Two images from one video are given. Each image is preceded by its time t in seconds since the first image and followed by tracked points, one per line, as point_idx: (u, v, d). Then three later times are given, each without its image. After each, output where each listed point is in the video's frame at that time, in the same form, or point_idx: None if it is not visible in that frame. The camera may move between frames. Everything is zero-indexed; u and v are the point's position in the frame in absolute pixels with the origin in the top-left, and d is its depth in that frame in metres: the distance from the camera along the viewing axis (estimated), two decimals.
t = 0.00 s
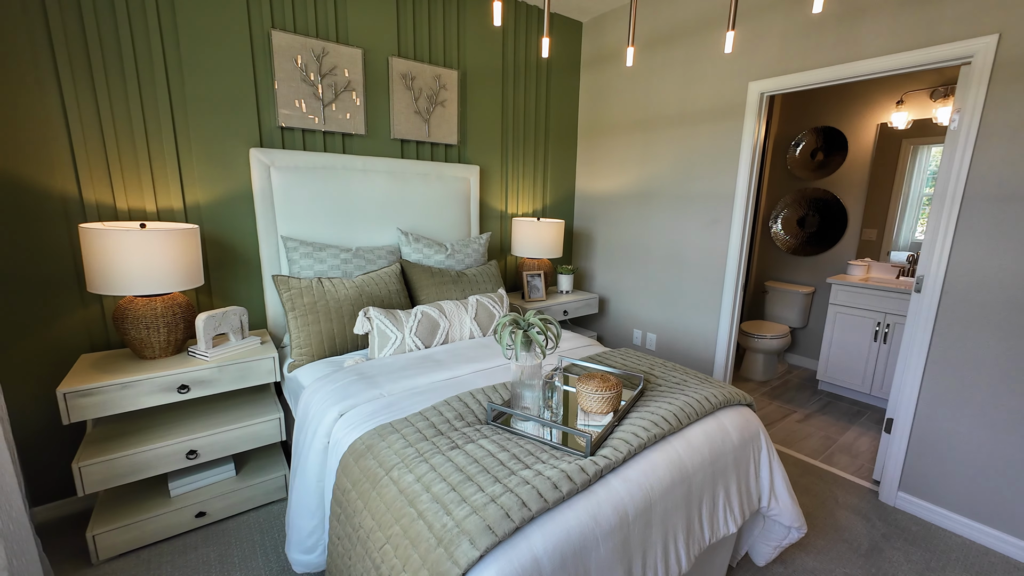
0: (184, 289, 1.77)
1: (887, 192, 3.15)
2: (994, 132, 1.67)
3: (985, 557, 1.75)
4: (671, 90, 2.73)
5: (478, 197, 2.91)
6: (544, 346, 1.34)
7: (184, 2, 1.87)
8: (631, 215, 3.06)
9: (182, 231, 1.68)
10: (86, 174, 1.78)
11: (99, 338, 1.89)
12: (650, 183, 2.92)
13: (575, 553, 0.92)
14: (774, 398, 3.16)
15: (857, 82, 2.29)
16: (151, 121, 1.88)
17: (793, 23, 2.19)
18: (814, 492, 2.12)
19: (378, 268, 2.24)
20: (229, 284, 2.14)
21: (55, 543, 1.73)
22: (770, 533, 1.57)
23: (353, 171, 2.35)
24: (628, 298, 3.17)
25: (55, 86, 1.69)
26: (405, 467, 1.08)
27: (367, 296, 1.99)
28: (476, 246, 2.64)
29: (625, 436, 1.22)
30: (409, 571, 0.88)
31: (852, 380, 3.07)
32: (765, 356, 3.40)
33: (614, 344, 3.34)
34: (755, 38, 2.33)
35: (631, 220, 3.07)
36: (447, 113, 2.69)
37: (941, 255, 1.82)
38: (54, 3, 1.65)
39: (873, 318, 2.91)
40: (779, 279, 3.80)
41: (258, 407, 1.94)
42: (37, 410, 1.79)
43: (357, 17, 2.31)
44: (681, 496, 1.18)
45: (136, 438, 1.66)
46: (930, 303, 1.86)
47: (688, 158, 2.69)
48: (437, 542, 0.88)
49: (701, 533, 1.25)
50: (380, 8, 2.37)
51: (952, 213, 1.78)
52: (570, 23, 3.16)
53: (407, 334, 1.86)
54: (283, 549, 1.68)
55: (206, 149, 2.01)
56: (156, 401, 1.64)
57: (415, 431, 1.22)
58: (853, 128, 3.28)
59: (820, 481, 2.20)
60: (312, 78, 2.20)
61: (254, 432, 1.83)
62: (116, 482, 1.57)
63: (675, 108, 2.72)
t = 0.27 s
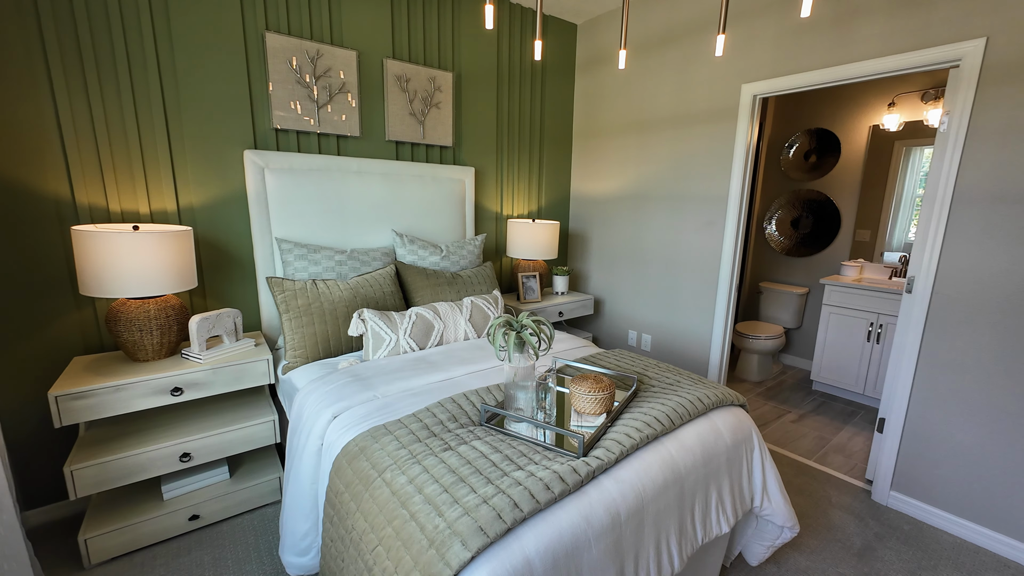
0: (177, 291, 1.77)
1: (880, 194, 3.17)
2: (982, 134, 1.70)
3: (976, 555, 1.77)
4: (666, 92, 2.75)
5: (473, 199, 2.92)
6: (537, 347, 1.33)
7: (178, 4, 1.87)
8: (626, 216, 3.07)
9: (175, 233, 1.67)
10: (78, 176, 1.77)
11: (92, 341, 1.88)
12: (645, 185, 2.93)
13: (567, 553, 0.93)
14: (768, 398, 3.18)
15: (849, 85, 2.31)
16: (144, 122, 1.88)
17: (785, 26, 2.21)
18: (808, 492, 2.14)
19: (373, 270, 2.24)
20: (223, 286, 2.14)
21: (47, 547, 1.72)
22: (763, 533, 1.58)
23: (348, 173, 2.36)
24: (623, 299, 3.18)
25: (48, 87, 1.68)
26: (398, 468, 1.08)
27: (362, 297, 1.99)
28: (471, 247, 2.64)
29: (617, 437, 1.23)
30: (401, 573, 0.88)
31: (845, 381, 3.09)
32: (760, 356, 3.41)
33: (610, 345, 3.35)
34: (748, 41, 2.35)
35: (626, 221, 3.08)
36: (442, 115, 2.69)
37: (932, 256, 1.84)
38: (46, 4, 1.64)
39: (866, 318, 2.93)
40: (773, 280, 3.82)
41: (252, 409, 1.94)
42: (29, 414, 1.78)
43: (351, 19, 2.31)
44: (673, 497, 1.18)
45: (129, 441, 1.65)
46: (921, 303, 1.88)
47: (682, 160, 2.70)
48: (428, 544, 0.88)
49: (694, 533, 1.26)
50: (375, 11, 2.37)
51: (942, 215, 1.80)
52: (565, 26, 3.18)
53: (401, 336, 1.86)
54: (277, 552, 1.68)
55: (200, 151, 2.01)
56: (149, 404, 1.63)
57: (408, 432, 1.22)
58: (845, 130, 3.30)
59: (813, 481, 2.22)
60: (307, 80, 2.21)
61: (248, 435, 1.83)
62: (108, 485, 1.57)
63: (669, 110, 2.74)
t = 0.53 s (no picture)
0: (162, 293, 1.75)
1: (864, 195, 3.22)
2: (960, 137, 1.73)
3: (958, 550, 1.80)
4: (654, 95, 2.77)
5: (463, 201, 2.92)
6: (524, 347, 1.34)
7: (162, 4, 1.85)
8: (616, 218, 3.09)
9: (158, 236, 1.65)
10: (59, 178, 1.74)
11: (74, 344, 1.85)
12: (634, 186, 2.95)
13: (553, 554, 0.93)
14: (756, 398, 3.21)
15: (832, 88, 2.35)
16: (127, 123, 1.85)
17: (769, 30, 2.24)
18: (794, 490, 2.16)
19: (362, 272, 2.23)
20: (209, 288, 2.11)
21: (27, 556, 1.68)
22: (749, 531, 1.59)
23: (336, 175, 2.34)
24: (613, 300, 3.20)
25: (27, 87, 1.65)
26: (384, 471, 1.08)
27: (350, 299, 1.98)
28: (461, 249, 2.64)
29: (604, 437, 1.23)
30: None
31: (831, 379, 3.14)
32: (748, 356, 3.45)
33: (600, 346, 3.36)
34: (734, 45, 2.38)
35: (616, 222, 3.10)
36: (431, 117, 2.69)
37: (912, 256, 1.87)
38: (25, 3, 1.62)
39: (851, 318, 2.97)
40: (760, 280, 3.87)
41: (239, 413, 1.92)
42: (8, 420, 1.74)
43: (339, 20, 2.30)
44: (659, 496, 1.19)
45: (112, 446, 1.63)
46: (902, 303, 1.92)
47: (670, 161, 2.73)
48: (414, 546, 0.88)
49: (680, 532, 1.27)
50: (363, 12, 2.37)
51: (922, 216, 1.83)
52: (554, 28, 3.19)
53: (390, 338, 1.85)
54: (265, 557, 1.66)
55: (185, 152, 1.99)
56: (133, 408, 1.61)
57: (395, 435, 1.22)
58: (830, 133, 3.35)
59: (800, 479, 2.24)
60: (294, 80, 2.19)
61: (235, 439, 1.80)
62: (90, 492, 1.54)
63: (657, 113, 2.76)
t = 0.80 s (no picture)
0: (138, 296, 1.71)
1: (843, 196, 3.29)
2: (931, 140, 1.79)
3: (932, 541, 1.85)
4: (638, 97, 2.80)
5: (449, 202, 2.91)
6: (508, 349, 1.35)
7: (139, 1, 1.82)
8: (601, 219, 3.12)
9: (138, 237, 1.63)
10: (31, 178, 1.70)
11: (47, 349, 1.81)
12: (619, 188, 2.98)
13: (536, 553, 0.93)
14: (740, 396, 3.26)
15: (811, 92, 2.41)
16: (103, 123, 1.81)
17: (749, 35, 2.28)
18: (776, 486, 2.20)
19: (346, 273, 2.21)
20: (189, 291, 2.08)
21: None
22: (732, 527, 1.62)
23: (320, 176, 2.32)
24: (599, 301, 3.22)
25: None
26: (367, 474, 1.07)
27: (334, 301, 1.96)
28: (447, 250, 2.63)
29: (588, 437, 1.24)
30: None
31: (812, 377, 3.20)
32: (732, 355, 3.50)
33: (586, 347, 3.38)
34: (715, 48, 2.42)
35: (601, 223, 3.12)
36: (416, 118, 2.68)
37: (887, 256, 1.93)
38: None
39: (831, 317, 3.04)
40: (744, 280, 3.93)
41: (220, 417, 1.89)
42: None
43: (322, 19, 2.29)
44: (642, 494, 1.20)
45: (87, 453, 1.59)
46: (878, 302, 1.97)
47: (654, 163, 2.76)
48: (396, 548, 0.88)
49: (663, 530, 1.28)
50: (347, 12, 2.35)
51: (896, 217, 1.89)
52: (539, 30, 3.21)
53: (375, 340, 1.84)
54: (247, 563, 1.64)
55: (164, 152, 1.95)
56: (109, 414, 1.57)
57: (379, 437, 1.21)
58: (810, 135, 3.43)
59: (781, 476, 2.28)
60: (277, 80, 2.17)
61: (216, 444, 1.77)
62: (65, 500, 1.50)
63: (641, 115, 2.80)
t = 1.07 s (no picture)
0: (113, 300, 1.66)
1: (819, 198, 3.37)
2: (899, 143, 1.85)
3: (905, 533, 1.90)
4: (619, 99, 2.83)
5: (432, 203, 2.90)
6: (489, 350, 1.35)
7: None
8: (584, 220, 3.14)
9: (109, 239, 1.58)
10: None
11: (13, 355, 1.74)
12: (602, 189, 3.00)
13: (517, 555, 0.93)
14: (721, 394, 3.31)
15: (787, 96, 2.46)
16: (71, 121, 1.76)
17: (727, 39, 2.33)
18: (756, 482, 2.24)
19: (327, 275, 2.19)
20: (164, 294, 2.03)
21: None
22: (712, 523, 1.64)
23: (299, 176, 2.29)
24: (583, 301, 3.24)
25: None
26: (346, 478, 1.06)
27: (314, 304, 1.94)
28: (430, 251, 2.62)
29: (569, 437, 1.25)
30: None
31: (791, 374, 3.27)
32: (713, 354, 3.56)
33: (571, 347, 3.40)
34: (694, 52, 2.45)
35: (585, 224, 3.14)
36: (399, 118, 2.66)
37: (860, 256, 1.98)
38: None
39: (808, 315, 3.11)
40: (725, 280, 3.99)
41: (197, 423, 1.84)
42: None
43: (301, 18, 2.25)
44: (623, 493, 1.21)
45: (56, 463, 1.54)
46: (852, 300, 2.02)
47: (636, 165, 2.79)
48: (375, 553, 0.87)
49: (645, 528, 1.29)
50: (326, 11, 2.32)
51: (868, 218, 1.94)
52: (522, 32, 3.22)
53: (356, 343, 1.82)
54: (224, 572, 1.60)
55: (137, 152, 1.90)
56: (79, 422, 1.52)
57: (359, 441, 1.20)
58: (787, 138, 3.50)
59: (761, 472, 2.33)
60: (254, 79, 2.13)
61: (192, 451, 1.73)
62: (31, 512, 1.45)
63: (622, 117, 2.82)
